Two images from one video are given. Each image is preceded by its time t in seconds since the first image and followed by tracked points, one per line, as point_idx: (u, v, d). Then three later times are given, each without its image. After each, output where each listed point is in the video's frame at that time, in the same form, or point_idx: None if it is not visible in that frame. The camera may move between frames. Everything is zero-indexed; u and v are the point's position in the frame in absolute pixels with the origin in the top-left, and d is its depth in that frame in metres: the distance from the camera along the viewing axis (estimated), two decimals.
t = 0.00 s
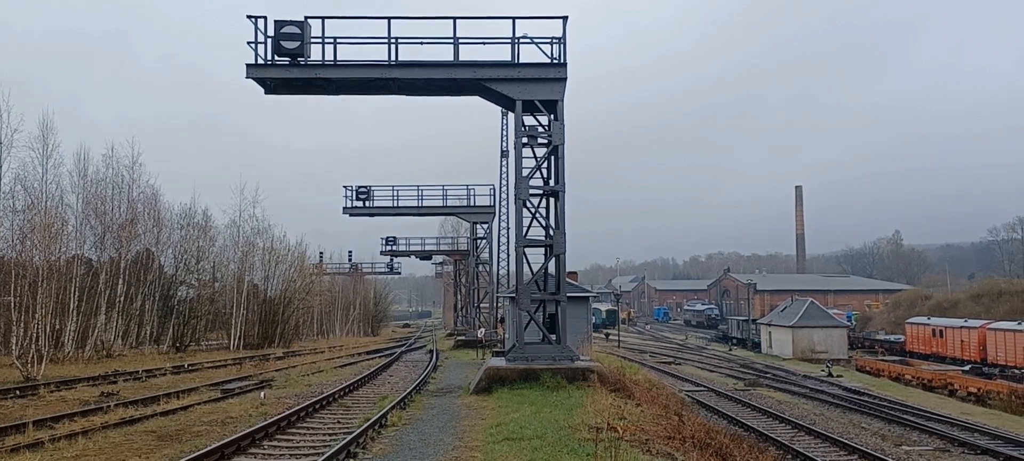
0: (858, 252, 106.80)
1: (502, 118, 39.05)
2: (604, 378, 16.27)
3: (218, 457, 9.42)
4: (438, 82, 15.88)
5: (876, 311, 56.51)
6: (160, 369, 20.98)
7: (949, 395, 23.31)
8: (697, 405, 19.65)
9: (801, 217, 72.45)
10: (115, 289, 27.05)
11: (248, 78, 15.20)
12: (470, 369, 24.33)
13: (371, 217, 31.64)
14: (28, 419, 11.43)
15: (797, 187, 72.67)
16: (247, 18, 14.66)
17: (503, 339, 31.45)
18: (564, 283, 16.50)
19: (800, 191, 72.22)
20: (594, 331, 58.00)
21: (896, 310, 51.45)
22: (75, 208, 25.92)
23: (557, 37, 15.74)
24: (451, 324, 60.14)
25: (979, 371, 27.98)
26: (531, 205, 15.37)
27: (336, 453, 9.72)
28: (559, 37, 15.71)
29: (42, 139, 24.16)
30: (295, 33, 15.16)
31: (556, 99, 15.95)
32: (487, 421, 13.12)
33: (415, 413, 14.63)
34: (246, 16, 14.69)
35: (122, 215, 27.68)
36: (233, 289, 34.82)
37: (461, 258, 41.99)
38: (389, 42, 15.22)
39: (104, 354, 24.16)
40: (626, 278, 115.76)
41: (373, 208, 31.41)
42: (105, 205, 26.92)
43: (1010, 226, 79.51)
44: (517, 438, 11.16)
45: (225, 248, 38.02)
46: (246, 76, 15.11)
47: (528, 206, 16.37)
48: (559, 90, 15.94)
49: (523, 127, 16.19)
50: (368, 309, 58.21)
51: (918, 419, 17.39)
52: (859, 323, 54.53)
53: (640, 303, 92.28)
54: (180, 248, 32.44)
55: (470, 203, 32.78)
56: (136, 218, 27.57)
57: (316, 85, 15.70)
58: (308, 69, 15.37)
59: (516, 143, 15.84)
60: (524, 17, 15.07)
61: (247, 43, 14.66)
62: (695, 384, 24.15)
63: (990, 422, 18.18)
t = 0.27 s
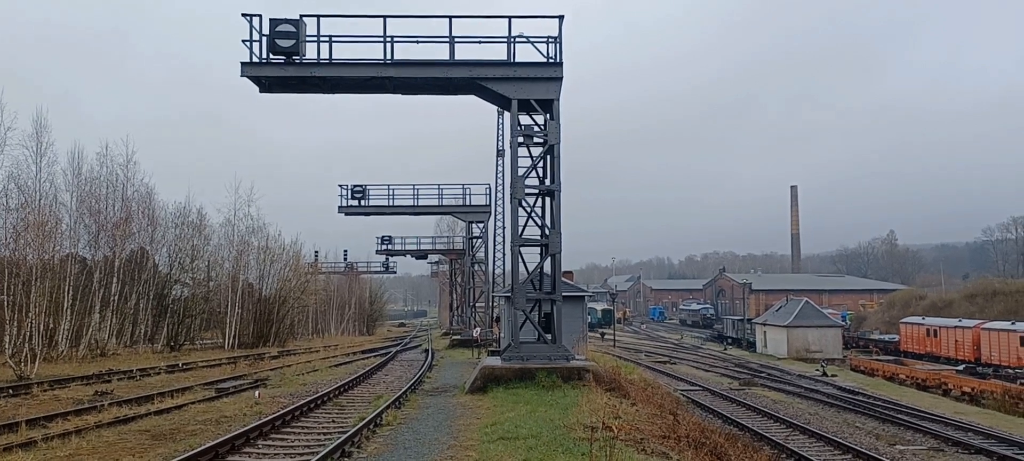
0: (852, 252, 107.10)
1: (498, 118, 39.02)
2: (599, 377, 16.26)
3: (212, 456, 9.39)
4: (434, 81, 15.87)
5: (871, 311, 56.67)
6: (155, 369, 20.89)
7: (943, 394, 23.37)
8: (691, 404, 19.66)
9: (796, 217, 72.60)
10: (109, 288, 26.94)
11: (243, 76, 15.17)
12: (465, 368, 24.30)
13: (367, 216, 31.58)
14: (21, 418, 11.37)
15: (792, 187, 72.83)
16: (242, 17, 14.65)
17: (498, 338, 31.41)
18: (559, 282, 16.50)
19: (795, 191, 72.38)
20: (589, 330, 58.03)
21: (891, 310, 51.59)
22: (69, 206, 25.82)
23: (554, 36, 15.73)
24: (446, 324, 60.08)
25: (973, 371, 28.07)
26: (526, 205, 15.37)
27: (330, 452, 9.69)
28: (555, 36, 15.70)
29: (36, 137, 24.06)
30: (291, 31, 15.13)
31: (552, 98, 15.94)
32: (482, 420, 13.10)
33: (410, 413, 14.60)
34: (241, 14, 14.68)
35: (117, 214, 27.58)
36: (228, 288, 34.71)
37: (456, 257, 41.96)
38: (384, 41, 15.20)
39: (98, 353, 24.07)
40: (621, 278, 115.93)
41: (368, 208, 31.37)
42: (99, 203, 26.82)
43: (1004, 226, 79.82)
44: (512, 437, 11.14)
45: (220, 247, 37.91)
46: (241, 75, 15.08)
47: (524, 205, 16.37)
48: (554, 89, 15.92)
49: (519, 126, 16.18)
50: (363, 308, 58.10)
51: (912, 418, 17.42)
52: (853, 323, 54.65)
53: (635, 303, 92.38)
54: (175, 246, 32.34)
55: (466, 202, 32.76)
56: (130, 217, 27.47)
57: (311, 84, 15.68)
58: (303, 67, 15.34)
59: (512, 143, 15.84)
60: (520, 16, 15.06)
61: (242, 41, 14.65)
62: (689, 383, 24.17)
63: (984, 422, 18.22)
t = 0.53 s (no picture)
0: (843, 252, 107.63)
1: (491, 117, 39.01)
2: (592, 377, 16.28)
3: (202, 456, 9.34)
4: (427, 81, 15.84)
5: (861, 311, 56.97)
6: (145, 368, 20.78)
7: (934, 394, 23.49)
8: (683, 404, 19.71)
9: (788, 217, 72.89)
10: (100, 287, 26.79)
11: (235, 75, 15.11)
12: (457, 368, 24.28)
13: (359, 215, 31.51)
14: (10, 418, 11.28)
15: (784, 187, 73.11)
16: (234, 15, 14.61)
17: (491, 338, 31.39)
18: (552, 282, 16.50)
19: (787, 191, 72.67)
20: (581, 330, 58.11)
21: (881, 310, 51.88)
22: (59, 205, 25.66)
23: (546, 36, 15.73)
24: (439, 323, 60.04)
25: (963, 370, 28.24)
26: (519, 205, 15.36)
27: (322, 452, 9.66)
28: (548, 36, 15.70)
29: (26, 135, 23.90)
30: (283, 30, 15.09)
31: (545, 98, 15.93)
32: (474, 420, 13.08)
33: (401, 412, 14.56)
34: (233, 12, 14.64)
35: (107, 212, 27.42)
36: (219, 287, 34.56)
37: (449, 256, 41.94)
38: (377, 39, 15.16)
39: (89, 353, 23.93)
40: (613, 277, 116.08)
41: (361, 207, 31.30)
42: (90, 202, 26.66)
43: (994, 227, 80.38)
44: (504, 437, 11.13)
45: (211, 246, 37.75)
46: (232, 73, 15.02)
47: (517, 205, 16.36)
48: (547, 89, 15.91)
49: (512, 126, 16.17)
50: (355, 307, 57.99)
51: (903, 418, 17.51)
52: (844, 322, 54.92)
53: (628, 302, 92.55)
54: (166, 245, 32.19)
55: (459, 202, 32.73)
56: (121, 216, 27.31)
57: (303, 82, 15.62)
58: (295, 66, 15.29)
59: (505, 142, 15.83)
60: (513, 15, 15.04)
61: (233, 39, 14.61)
62: (681, 383, 24.22)
63: (974, 421, 18.34)
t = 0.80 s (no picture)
0: (826, 252, 108.59)
1: (476, 117, 38.96)
2: (576, 376, 16.30)
3: (185, 457, 9.27)
4: (411, 80, 15.79)
5: (843, 311, 57.48)
6: (127, 369, 20.57)
7: (914, 393, 23.74)
8: (667, 403, 19.78)
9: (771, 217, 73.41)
10: (80, 287, 26.49)
11: (217, 74, 15.00)
12: (441, 368, 24.22)
13: (343, 215, 31.37)
14: None
15: (767, 188, 73.64)
16: (217, 12, 14.51)
17: (476, 338, 31.37)
18: (537, 282, 16.51)
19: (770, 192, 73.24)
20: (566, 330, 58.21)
21: (863, 310, 52.38)
22: (39, 204, 25.36)
23: (531, 36, 15.73)
24: (423, 322, 59.89)
25: (944, 370, 28.58)
26: (504, 204, 15.35)
27: (306, 453, 9.61)
28: (532, 36, 15.72)
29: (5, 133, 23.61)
30: (266, 28, 14.99)
31: (529, 98, 15.92)
32: (458, 420, 13.06)
33: (385, 413, 14.51)
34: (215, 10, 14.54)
35: (89, 212, 27.12)
36: (201, 287, 34.26)
37: (433, 256, 41.85)
38: (361, 38, 15.10)
39: (69, 353, 23.65)
40: (598, 278, 116.33)
41: (345, 207, 31.16)
42: (71, 202, 26.38)
43: (974, 227, 81.42)
44: (488, 437, 11.12)
45: (194, 246, 37.43)
46: (215, 72, 14.91)
47: (501, 205, 16.36)
48: (532, 89, 15.90)
49: (496, 126, 16.15)
50: (339, 308, 57.71)
51: (884, 417, 17.68)
52: (827, 322, 55.38)
53: (612, 302, 92.84)
54: (148, 245, 31.87)
55: (444, 202, 32.68)
56: (103, 215, 27.03)
57: (287, 82, 15.51)
58: (279, 65, 15.19)
59: (489, 142, 15.82)
60: (497, 15, 15.04)
61: (216, 37, 14.50)
62: (665, 383, 24.32)
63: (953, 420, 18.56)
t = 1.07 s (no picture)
0: (794, 252, 110.14)
1: (448, 116, 38.76)
2: (547, 376, 16.27)
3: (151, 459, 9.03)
4: (382, 79, 15.63)
5: (811, 310, 58.33)
6: (90, 370, 20.07)
7: (879, 390, 24.16)
8: (637, 402, 19.85)
9: (740, 218, 74.22)
10: (43, 286, 25.80)
11: (183, 71, 14.69)
12: (412, 368, 24.05)
13: (313, 214, 30.99)
14: None
15: (736, 188, 74.45)
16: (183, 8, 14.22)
17: (447, 338, 31.21)
18: (508, 281, 16.44)
19: (739, 192, 74.07)
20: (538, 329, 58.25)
21: (830, 309, 53.20)
22: None
23: (503, 35, 15.66)
24: (394, 322, 59.45)
25: (908, 367, 29.13)
26: (475, 204, 15.27)
27: (276, 455, 9.42)
28: (504, 35, 15.65)
29: None
30: (234, 25, 14.72)
31: (501, 97, 15.84)
32: (428, 420, 12.95)
33: (355, 413, 14.33)
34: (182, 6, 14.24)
35: (51, 210, 26.43)
36: (168, 287, 33.62)
37: (404, 256, 41.56)
38: (331, 36, 14.90)
39: (31, 354, 23.03)
40: (570, 277, 116.62)
41: (315, 205, 30.79)
42: (33, 199, 25.70)
43: (937, 228, 83.16)
44: (458, 437, 11.03)
45: (160, 245, 36.72)
46: (181, 69, 14.60)
47: (473, 204, 16.27)
48: (503, 88, 15.82)
49: (467, 125, 16.05)
50: (309, 307, 57.07)
51: (850, 414, 17.94)
52: (795, 321, 56.15)
53: (584, 302, 93.16)
54: (113, 244, 31.14)
55: (415, 201, 32.44)
56: (66, 213, 26.36)
57: (255, 79, 15.26)
58: (247, 62, 14.93)
59: (461, 141, 15.72)
60: (469, 14, 14.95)
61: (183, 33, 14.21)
62: (636, 381, 24.42)
63: (916, 417, 18.90)
